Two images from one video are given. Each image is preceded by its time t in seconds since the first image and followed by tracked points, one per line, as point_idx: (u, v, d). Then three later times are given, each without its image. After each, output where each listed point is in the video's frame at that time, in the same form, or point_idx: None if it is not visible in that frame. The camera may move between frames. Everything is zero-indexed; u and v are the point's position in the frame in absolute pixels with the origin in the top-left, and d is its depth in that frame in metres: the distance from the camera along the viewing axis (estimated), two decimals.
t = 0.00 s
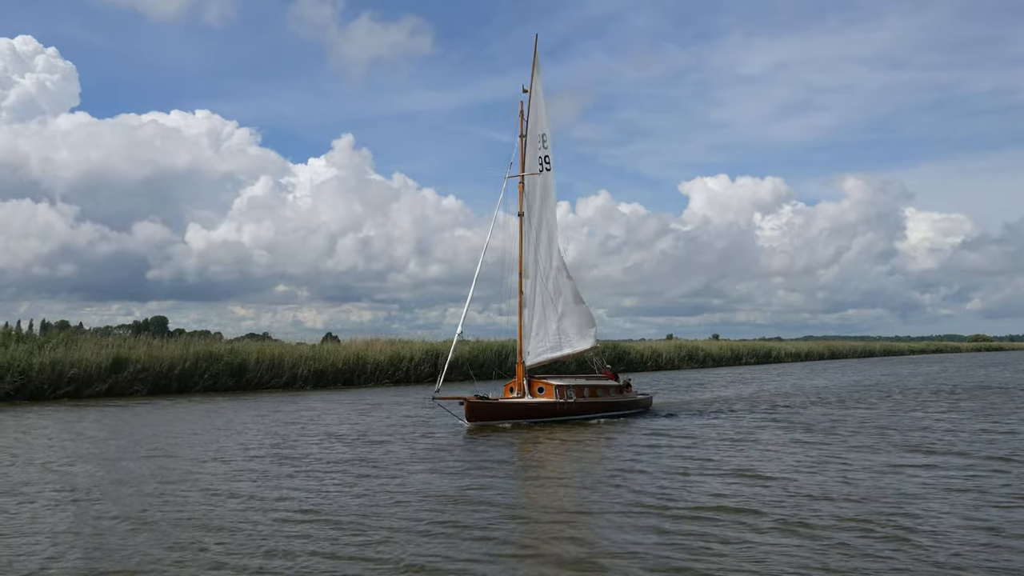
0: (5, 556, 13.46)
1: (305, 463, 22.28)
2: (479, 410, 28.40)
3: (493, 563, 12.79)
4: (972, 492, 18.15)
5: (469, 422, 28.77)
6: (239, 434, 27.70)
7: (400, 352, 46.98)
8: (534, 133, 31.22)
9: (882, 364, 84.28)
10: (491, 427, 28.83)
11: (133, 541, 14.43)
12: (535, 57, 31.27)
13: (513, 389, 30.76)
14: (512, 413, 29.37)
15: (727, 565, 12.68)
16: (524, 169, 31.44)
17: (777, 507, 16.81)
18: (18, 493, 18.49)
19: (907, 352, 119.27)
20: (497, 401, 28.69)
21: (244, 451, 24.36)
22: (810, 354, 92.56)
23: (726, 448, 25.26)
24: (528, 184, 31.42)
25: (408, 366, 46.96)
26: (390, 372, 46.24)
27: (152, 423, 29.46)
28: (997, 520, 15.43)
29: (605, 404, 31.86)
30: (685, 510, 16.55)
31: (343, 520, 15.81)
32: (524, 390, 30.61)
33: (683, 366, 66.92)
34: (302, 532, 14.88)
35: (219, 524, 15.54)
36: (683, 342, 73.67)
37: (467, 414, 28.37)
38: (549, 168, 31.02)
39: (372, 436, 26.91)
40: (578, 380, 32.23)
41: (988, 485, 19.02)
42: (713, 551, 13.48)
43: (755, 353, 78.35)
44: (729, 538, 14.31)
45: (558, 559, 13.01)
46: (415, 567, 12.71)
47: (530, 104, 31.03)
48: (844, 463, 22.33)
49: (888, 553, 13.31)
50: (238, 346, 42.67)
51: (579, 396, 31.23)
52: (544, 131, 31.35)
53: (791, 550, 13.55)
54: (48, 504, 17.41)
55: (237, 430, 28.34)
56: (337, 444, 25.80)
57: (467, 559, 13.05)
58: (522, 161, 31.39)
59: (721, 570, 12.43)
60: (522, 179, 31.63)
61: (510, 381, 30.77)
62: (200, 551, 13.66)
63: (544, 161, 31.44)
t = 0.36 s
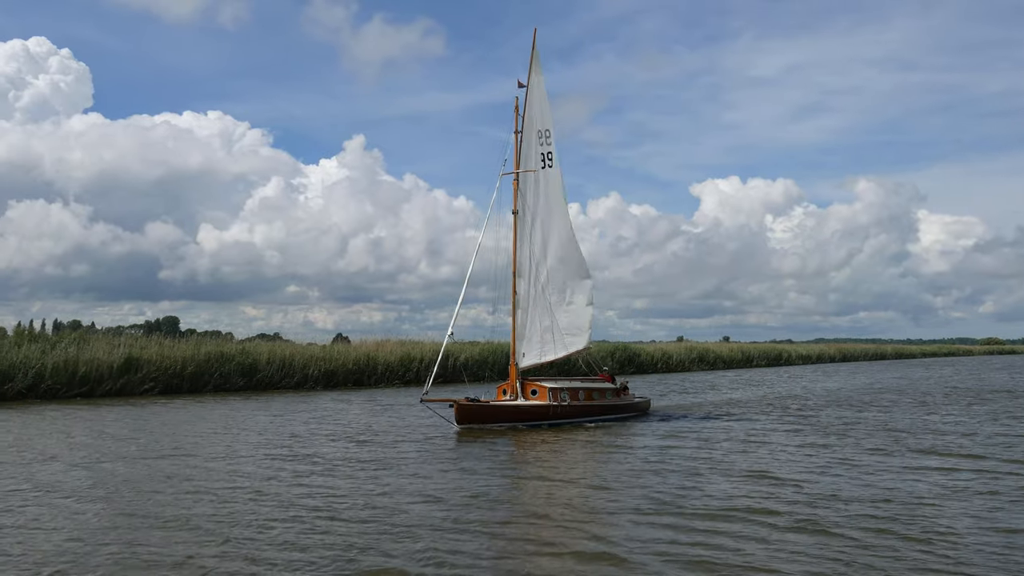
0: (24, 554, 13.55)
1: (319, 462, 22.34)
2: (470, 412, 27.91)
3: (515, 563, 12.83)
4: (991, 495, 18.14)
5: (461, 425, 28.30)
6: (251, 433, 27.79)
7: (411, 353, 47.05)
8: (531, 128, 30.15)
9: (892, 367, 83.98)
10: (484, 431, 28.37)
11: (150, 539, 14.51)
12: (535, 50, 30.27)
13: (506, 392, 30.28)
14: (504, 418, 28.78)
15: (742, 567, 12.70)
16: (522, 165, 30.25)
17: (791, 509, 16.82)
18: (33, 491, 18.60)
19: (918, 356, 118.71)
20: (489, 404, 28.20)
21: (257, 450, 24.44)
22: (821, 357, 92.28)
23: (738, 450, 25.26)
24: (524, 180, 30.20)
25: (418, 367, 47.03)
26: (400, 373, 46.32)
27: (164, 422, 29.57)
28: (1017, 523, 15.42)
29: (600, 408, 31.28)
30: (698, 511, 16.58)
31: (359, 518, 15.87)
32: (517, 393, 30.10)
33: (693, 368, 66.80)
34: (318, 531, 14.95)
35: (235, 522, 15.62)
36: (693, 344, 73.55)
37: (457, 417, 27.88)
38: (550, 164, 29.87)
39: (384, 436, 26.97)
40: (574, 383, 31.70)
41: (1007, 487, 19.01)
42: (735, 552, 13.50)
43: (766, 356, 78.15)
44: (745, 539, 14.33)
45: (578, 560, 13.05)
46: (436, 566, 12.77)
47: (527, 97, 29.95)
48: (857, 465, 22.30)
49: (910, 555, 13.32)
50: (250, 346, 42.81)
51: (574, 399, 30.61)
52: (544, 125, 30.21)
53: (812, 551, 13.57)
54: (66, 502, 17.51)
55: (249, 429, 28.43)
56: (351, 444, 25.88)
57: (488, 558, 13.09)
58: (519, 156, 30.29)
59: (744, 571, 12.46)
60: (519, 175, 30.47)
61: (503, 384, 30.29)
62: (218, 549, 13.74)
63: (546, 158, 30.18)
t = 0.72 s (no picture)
0: (39, 555, 13.58)
1: (331, 464, 22.35)
2: (458, 416, 27.09)
3: (538, 563, 12.83)
4: (1011, 496, 18.12)
5: (449, 429, 27.51)
6: (262, 434, 27.82)
7: (420, 355, 47.07)
8: (524, 125, 29.11)
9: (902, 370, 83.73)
10: (473, 435, 27.59)
11: (163, 539, 14.53)
12: (527, 43, 29.21)
13: (498, 394, 29.45)
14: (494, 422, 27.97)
15: (759, 568, 12.66)
16: (513, 164, 29.20)
17: (806, 510, 16.77)
18: (45, 492, 18.63)
19: (928, 358, 118.31)
20: (479, 408, 27.39)
21: (268, 451, 24.45)
22: (831, 360, 91.95)
23: (751, 452, 25.19)
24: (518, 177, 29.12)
25: (427, 369, 47.05)
26: (409, 374, 46.35)
27: (174, 424, 29.62)
28: None
29: (595, 411, 30.45)
30: (714, 512, 16.55)
31: (374, 519, 15.89)
32: (508, 396, 29.27)
33: (702, 370, 66.68)
34: (334, 531, 14.96)
35: (249, 523, 15.65)
36: (701, 346, 73.45)
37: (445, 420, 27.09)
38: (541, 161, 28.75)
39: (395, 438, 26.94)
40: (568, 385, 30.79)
41: None
42: (759, 553, 13.50)
43: (775, 358, 78.00)
44: (761, 541, 14.30)
45: (601, 560, 13.04)
46: (459, 566, 12.76)
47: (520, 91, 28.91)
48: (872, 467, 22.20)
49: (936, 557, 13.32)
50: (259, 348, 42.87)
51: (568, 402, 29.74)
52: (537, 120, 29.09)
53: (837, 552, 13.58)
54: (82, 503, 17.52)
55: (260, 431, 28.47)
56: (363, 445, 25.89)
57: (510, 558, 13.09)
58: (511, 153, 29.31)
59: (769, 571, 12.46)
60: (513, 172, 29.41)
61: (494, 387, 29.49)
62: (232, 549, 13.75)
63: (537, 156, 29.12)
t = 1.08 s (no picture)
0: (57, 554, 13.71)
1: (342, 465, 22.38)
2: (446, 421, 26.54)
3: (552, 565, 12.82)
4: None
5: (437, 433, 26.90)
6: (272, 436, 27.88)
7: (430, 357, 47.10)
8: (522, 121, 28.74)
9: (914, 373, 83.29)
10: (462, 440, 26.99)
11: (178, 540, 14.62)
12: (524, 39, 28.96)
13: (489, 398, 28.90)
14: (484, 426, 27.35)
15: (775, 570, 12.66)
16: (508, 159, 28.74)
17: (820, 513, 16.75)
18: (58, 493, 18.76)
19: (940, 361, 117.71)
20: (467, 412, 26.83)
21: (278, 453, 24.49)
22: (843, 363, 91.68)
23: (764, 455, 25.16)
24: (511, 175, 28.60)
25: (437, 371, 47.07)
26: (419, 377, 46.38)
27: (184, 425, 29.71)
28: None
29: (589, 416, 29.85)
30: (727, 515, 16.55)
31: (387, 520, 15.94)
32: (499, 400, 28.70)
33: (712, 373, 66.50)
34: (347, 532, 14.98)
35: (262, 523, 15.73)
36: (712, 349, 73.29)
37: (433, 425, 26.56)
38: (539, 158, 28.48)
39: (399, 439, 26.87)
40: (562, 388, 30.16)
41: None
42: (776, 556, 13.47)
43: (786, 361, 77.74)
44: (776, 542, 14.31)
45: (616, 562, 13.02)
46: (473, 566, 12.76)
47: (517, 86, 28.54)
48: (886, 470, 22.08)
49: (954, 559, 13.26)
50: (269, 350, 42.98)
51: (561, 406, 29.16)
52: (532, 117, 28.85)
53: (853, 554, 13.54)
54: (94, 505, 17.58)
55: (271, 433, 28.53)
56: (373, 447, 25.92)
57: (523, 560, 13.09)
58: (506, 150, 28.80)
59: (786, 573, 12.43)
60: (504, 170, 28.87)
61: (485, 390, 28.90)
62: (248, 549, 13.85)
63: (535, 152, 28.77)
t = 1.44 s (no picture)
0: (76, 555, 13.81)
1: (355, 467, 22.45)
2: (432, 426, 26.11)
3: (568, 566, 12.87)
4: None
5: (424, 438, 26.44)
6: (283, 439, 27.97)
7: (440, 360, 47.16)
8: (516, 118, 28.07)
9: (925, 376, 82.96)
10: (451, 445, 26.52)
11: (193, 541, 14.69)
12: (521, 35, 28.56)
13: (479, 402, 28.41)
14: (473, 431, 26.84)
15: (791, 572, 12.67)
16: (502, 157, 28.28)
17: (835, 516, 16.75)
18: (72, 494, 18.84)
19: (951, 365, 117.28)
20: (454, 416, 26.29)
21: (290, 455, 24.55)
22: (853, 366, 91.41)
23: (776, 458, 25.13)
24: (504, 173, 28.17)
25: (447, 374, 47.13)
26: (429, 380, 46.45)
27: (195, 428, 29.83)
28: None
29: (582, 420, 29.21)
30: (741, 518, 16.54)
31: (401, 522, 15.98)
32: (489, 405, 28.19)
33: (722, 376, 66.40)
34: (362, 534, 15.04)
35: (276, 525, 15.79)
36: (722, 352, 73.17)
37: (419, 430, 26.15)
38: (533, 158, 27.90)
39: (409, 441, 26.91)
40: (555, 393, 29.53)
41: None
42: (793, 558, 13.50)
43: (796, 364, 77.56)
44: (792, 545, 14.31)
45: (632, 563, 13.06)
46: (489, 567, 12.81)
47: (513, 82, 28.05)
48: (900, 473, 22.07)
49: (972, 562, 13.27)
50: (279, 353, 43.09)
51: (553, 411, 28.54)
52: (530, 114, 28.27)
53: (871, 557, 13.56)
54: (109, 506, 17.68)
55: (282, 435, 28.61)
56: (385, 449, 25.99)
57: (539, 562, 13.14)
58: (499, 147, 28.12)
59: None
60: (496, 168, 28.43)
61: (475, 394, 28.37)
62: (264, 549, 13.92)
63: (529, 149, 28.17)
